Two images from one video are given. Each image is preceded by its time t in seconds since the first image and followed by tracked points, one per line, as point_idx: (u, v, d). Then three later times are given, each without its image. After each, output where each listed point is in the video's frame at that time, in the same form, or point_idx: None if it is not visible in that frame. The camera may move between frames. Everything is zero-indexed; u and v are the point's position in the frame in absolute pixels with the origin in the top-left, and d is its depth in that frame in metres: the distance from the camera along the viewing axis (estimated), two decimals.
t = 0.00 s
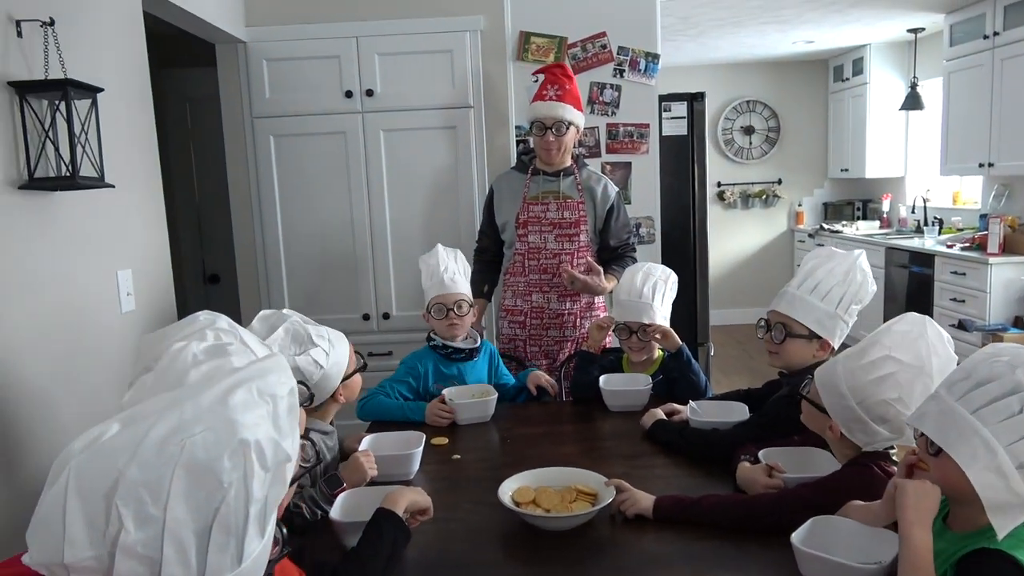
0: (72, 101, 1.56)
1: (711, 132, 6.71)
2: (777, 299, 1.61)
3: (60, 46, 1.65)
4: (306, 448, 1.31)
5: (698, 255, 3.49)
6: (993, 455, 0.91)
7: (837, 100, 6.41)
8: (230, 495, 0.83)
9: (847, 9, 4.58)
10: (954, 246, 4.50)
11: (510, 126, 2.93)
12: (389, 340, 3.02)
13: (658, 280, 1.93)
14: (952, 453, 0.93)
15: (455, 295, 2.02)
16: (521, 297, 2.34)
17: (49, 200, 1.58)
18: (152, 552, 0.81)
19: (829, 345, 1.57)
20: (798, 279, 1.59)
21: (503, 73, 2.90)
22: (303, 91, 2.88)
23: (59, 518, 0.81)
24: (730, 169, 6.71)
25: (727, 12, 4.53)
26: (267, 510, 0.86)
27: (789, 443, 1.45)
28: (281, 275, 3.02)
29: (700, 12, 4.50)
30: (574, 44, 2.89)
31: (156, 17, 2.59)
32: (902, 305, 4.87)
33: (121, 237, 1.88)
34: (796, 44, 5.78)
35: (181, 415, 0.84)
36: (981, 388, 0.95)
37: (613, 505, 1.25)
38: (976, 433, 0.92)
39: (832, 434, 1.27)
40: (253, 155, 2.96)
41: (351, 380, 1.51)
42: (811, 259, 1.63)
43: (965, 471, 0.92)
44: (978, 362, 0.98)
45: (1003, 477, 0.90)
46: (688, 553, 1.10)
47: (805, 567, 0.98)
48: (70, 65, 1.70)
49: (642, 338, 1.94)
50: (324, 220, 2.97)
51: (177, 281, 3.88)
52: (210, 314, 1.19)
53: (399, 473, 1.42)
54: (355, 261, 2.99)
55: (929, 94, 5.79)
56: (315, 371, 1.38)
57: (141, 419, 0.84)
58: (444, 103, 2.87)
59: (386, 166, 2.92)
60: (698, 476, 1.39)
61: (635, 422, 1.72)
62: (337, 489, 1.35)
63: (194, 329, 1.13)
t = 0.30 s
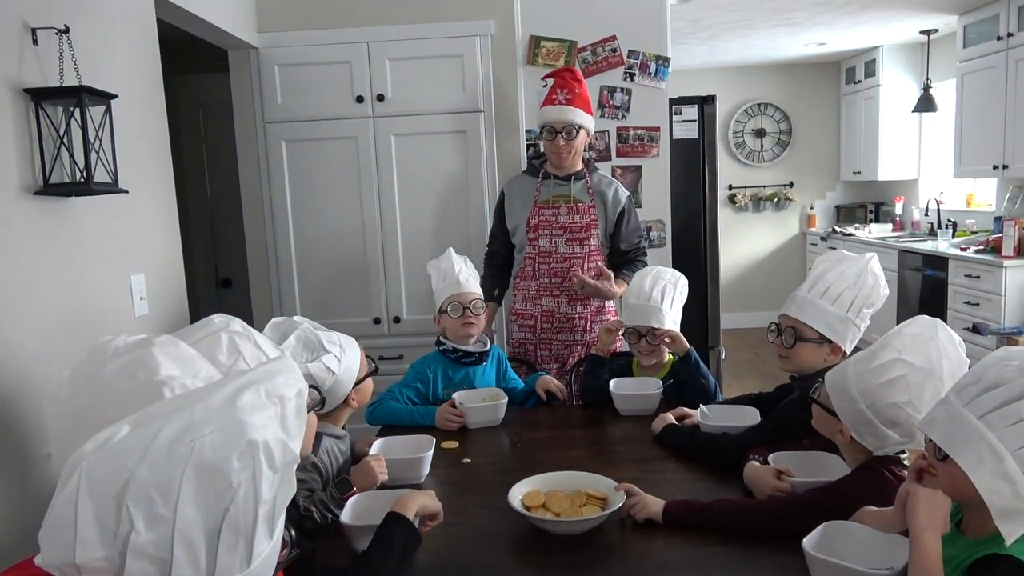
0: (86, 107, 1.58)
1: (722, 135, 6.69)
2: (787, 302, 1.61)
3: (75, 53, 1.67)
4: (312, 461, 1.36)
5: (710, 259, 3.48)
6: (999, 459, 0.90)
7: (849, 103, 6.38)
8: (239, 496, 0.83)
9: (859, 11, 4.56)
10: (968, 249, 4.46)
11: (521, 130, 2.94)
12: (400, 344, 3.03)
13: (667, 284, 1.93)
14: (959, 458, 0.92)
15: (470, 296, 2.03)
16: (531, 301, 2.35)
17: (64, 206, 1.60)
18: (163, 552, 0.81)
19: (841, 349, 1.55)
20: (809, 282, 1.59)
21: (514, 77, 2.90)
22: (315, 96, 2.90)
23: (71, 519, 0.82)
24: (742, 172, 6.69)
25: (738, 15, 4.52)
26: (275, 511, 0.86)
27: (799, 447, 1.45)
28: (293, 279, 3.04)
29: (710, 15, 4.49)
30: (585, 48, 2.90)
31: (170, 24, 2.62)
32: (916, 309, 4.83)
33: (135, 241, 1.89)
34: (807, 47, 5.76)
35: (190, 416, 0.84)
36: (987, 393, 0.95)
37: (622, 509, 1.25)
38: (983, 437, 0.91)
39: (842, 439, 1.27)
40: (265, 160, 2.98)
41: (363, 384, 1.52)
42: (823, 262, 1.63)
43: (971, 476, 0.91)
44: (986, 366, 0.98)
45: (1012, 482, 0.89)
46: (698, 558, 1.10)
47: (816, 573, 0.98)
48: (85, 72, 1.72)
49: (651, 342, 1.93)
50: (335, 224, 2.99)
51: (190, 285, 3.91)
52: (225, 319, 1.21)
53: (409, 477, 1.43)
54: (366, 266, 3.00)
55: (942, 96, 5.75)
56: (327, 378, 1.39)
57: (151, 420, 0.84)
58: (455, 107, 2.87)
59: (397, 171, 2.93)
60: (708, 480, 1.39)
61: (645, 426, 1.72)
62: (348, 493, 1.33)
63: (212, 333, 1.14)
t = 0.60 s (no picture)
0: (90, 111, 1.59)
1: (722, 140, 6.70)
2: (788, 309, 1.61)
3: (78, 56, 1.68)
4: (312, 465, 1.36)
5: (709, 264, 3.49)
6: (998, 467, 0.90)
7: (849, 109, 6.39)
8: (242, 497, 0.83)
9: (859, 18, 4.58)
10: (968, 255, 4.46)
11: (522, 135, 2.95)
12: (399, 347, 3.02)
13: (664, 289, 1.94)
14: (956, 463, 0.93)
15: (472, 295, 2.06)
16: (531, 306, 2.35)
17: (66, 210, 1.60)
18: (165, 554, 0.81)
19: (840, 356, 1.56)
20: (810, 289, 1.59)
21: (515, 82, 2.91)
22: (316, 100, 2.91)
23: (74, 522, 0.81)
24: (742, 178, 6.69)
25: (739, 21, 4.53)
26: (276, 513, 0.86)
27: (796, 454, 1.46)
28: (293, 282, 3.04)
29: (711, 21, 4.51)
30: (586, 53, 2.91)
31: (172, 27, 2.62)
32: (916, 315, 4.83)
33: (136, 245, 1.90)
34: (808, 53, 5.77)
35: (194, 418, 0.85)
36: (1001, 400, 0.95)
37: (622, 515, 1.25)
38: (984, 445, 0.92)
39: (842, 445, 1.28)
40: (266, 163, 2.98)
41: (364, 390, 1.53)
42: (824, 269, 1.63)
43: (969, 482, 0.91)
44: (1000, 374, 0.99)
45: (1007, 491, 0.90)
46: (698, 564, 1.10)
47: None
48: (88, 76, 1.72)
49: (649, 348, 1.94)
50: (336, 228, 2.99)
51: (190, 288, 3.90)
52: (227, 322, 1.22)
53: (410, 482, 1.43)
54: (367, 268, 3.01)
55: (941, 103, 5.76)
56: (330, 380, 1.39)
57: (154, 423, 0.85)
58: (456, 112, 2.88)
59: (397, 175, 2.94)
60: (708, 485, 1.39)
61: (645, 431, 1.72)
62: (348, 497, 1.35)
63: (222, 343, 1.15)
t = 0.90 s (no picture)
0: (94, 112, 1.59)
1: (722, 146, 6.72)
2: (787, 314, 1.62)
3: (82, 57, 1.68)
4: (311, 466, 1.36)
5: (709, 269, 3.49)
6: (997, 475, 0.90)
7: (850, 116, 6.40)
8: (245, 495, 0.84)
9: (861, 25, 4.59)
10: (968, 262, 4.46)
11: (524, 139, 2.96)
12: (399, 350, 3.01)
13: (664, 295, 1.94)
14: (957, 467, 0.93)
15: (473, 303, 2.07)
16: (531, 310, 2.35)
17: (67, 209, 1.60)
18: (169, 551, 0.82)
19: (837, 362, 1.55)
20: (808, 296, 1.60)
21: (517, 86, 2.92)
22: (318, 102, 2.91)
23: (78, 518, 0.81)
24: (743, 183, 6.70)
25: (741, 27, 4.54)
26: (278, 512, 0.87)
27: (796, 459, 1.46)
28: (294, 283, 3.05)
29: (713, 27, 4.52)
30: (588, 58, 2.92)
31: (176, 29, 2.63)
32: (916, 321, 4.83)
33: (139, 246, 1.90)
34: (809, 59, 5.78)
35: (198, 417, 0.85)
36: (1012, 410, 0.94)
37: (622, 519, 1.26)
38: (987, 453, 0.92)
39: (839, 449, 1.28)
40: (268, 164, 2.99)
41: (363, 394, 1.52)
42: (825, 275, 1.63)
43: (967, 488, 0.92)
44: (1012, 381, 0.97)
45: (1003, 499, 0.89)
46: (698, 568, 1.10)
47: None
48: (92, 76, 1.73)
49: (649, 355, 1.93)
50: (337, 230, 2.99)
51: (191, 289, 3.91)
52: (229, 322, 1.22)
53: (409, 484, 1.43)
54: (368, 269, 3.01)
55: (942, 110, 5.77)
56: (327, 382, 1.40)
57: (158, 422, 0.85)
58: (458, 115, 2.89)
59: (399, 178, 2.95)
60: (707, 490, 1.39)
61: (645, 436, 1.72)
62: (347, 499, 1.36)
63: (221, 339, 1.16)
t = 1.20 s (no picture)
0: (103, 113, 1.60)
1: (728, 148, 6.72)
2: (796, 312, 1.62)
3: (93, 58, 1.69)
4: (320, 466, 1.37)
5: (715, 271, 3.49)
6: (977, 478, 0.87)
7: (857, 118, 6.39)
8: (256, 491, 0.84)
9: (867, 26, 4.59)
10: (975, 264, 4.45)
11: (530, 140, 2.96)
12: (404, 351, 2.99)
13: (670, 296, 1.94)
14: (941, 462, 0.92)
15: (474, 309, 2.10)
16: (537, 311, 2.35)
17: (77, 209, 1.61)
18: (181, 546, 0.82)
19: (837, 364, 1.54)
20: (821, 295, 1.59)
21: (524, 87, 2.92)
22: (325, 103, 2.92)
23: (92, 514, 0.82)
24: (748, 185, 6.69)
25: (747, 29, 4.54)
26: (289, 508, 0.87)
27: (803, 461, 1.46)
28: (301, 284, 3.06)
29: (719, 28, 4.52)
30: (594, 60, 2.92)
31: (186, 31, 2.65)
32: (922, 323, 4.82)
33: (148, 247, 1.91)
34: (815, 61, 5.77)
35: (210, 412, 0.86)
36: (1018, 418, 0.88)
37: (629, 519, 1.26)
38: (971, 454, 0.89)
39: (843, 451, 1.28)
40: (275, 166, 3.00)
41: (368, 395, 1.53)
42: (842, 275, 1.61)
43: (945, 484, 0.90)
44: None
45: (980, 502, 0.87)
46: (705, 569, 1.10)
47: None
48: (103, 77, 1.74)
49: (654, 356, 1.94)
50: (344, 231, 3.00)
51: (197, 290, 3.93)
52: (236, 322, 1.23)
53: (415, 485, 1.43)
54: (374, 270, 3.02)
55: (951, 112, 5.68)
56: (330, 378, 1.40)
57: (172, 417, 0.86)
58: (465, 117, 2.89)
59: (405, 179, 2.95)
60: (714, 491, 1.39)
61: (651, 437, 1.72)
62: (354, 499, 1.37)
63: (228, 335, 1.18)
